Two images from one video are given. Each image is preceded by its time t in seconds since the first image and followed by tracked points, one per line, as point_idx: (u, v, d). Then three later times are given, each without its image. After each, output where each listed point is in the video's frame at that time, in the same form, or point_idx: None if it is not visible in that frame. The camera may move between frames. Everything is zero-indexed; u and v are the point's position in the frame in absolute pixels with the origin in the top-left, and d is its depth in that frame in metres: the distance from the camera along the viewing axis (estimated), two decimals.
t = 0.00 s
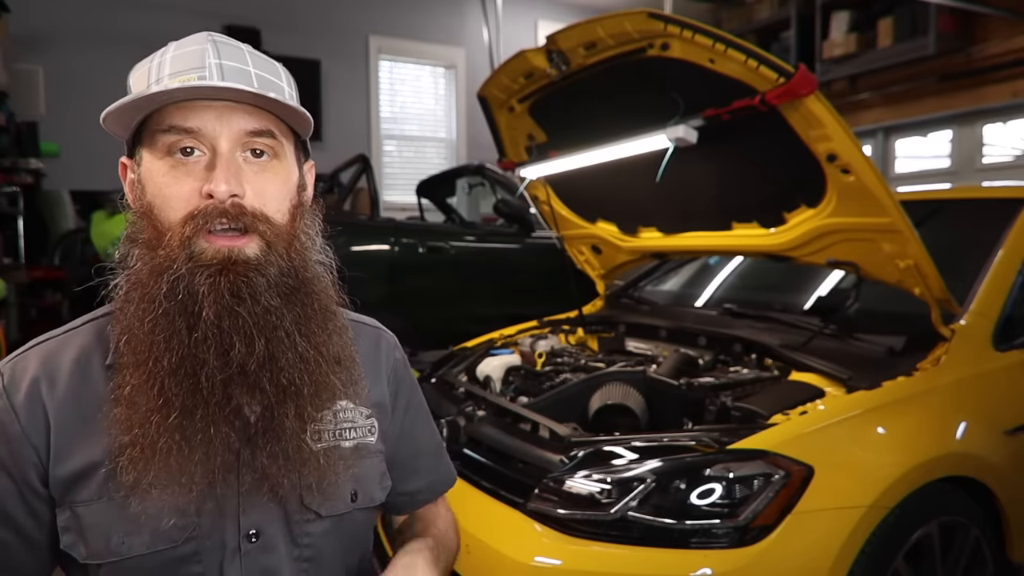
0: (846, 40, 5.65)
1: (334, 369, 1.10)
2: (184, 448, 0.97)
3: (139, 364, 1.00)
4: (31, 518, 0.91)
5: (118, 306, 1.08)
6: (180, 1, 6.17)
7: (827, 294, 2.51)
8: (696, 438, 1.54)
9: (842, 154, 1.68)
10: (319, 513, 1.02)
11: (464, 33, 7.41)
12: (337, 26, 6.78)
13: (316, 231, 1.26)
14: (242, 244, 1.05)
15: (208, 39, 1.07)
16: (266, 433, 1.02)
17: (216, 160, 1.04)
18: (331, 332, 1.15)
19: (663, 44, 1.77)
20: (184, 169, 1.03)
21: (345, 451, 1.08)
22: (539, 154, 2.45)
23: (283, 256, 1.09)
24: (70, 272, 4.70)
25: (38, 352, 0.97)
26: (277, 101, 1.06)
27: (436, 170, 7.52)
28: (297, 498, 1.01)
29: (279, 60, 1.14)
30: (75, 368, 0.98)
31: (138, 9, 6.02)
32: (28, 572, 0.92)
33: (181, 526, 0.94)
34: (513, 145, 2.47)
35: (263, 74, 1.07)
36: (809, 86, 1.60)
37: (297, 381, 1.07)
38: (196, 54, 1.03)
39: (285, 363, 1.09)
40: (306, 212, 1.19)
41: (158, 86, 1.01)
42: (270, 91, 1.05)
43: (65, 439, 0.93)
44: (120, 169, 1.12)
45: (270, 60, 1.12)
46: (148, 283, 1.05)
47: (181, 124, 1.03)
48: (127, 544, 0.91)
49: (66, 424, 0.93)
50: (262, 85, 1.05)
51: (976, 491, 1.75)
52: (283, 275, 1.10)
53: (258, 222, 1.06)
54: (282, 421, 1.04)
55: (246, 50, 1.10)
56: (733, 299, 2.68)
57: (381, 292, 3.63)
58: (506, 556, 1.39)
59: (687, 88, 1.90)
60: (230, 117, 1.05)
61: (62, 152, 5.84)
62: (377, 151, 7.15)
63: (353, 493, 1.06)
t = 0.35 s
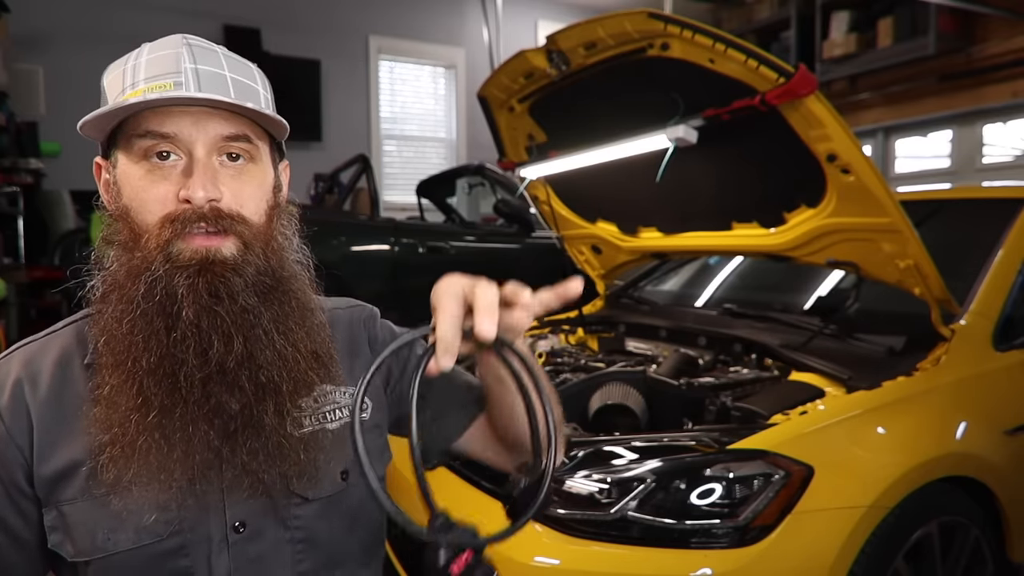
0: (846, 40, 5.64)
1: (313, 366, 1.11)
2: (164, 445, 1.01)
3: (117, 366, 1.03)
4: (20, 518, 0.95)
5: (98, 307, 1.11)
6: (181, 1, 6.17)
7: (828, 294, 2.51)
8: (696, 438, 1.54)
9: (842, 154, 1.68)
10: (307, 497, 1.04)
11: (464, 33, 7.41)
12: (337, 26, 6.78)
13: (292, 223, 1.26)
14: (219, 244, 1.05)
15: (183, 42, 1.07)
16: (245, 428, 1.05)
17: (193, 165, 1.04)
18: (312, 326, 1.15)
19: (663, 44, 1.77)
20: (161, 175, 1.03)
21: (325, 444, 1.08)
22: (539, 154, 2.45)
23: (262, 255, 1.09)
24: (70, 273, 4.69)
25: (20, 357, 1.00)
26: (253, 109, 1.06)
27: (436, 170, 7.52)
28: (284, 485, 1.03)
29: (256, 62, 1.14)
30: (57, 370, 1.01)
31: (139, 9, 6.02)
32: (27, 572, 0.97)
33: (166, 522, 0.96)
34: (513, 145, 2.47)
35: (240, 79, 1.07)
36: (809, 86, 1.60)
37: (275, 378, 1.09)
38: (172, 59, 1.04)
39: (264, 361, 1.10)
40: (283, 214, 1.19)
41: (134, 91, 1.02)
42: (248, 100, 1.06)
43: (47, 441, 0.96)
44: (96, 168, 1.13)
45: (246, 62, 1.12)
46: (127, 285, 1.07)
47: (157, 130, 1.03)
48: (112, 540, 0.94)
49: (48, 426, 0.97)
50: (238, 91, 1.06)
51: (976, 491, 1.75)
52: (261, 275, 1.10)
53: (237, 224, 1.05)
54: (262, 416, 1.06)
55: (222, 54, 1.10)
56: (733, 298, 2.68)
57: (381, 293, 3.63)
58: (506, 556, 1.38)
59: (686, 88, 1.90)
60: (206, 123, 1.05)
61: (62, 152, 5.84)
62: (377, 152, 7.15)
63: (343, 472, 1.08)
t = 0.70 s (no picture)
0: (846, 40, 5.64)
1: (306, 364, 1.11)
2: (150, 446, 1.01)
3: (109, 366, 1.04)
4: (18, 519, 0.95)
5: (92, 305, 1.11)
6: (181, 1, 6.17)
7: (827, 294, 2.51)
8: (696, 438, 1.54)
9: (842, 154, 1.68)
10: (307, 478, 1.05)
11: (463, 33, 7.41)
12: (337, 26, 6.78)
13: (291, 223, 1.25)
14: (214, 246, 1.05)
15: (189, 39, 1.06)
16: (233, 430, 1.05)
17: (193, 163, 1.04)
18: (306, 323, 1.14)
19: (663, 44, 1.76)
20: (161, 170, 1.04)
21: (321, 448, 1.07)
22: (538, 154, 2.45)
23: (257, 257, 1.09)
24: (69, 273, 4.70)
25: (15, 356, 1.00)
26: (257, 110, 1.05)
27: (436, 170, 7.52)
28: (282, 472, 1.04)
29: (261, 63, 1.13)
30: (51, 368, 1.02)
31: (140, 10, 6.03)
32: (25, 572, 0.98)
33: (163, 521, 0.97)
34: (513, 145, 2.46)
35: (244, 79, 1.06)
36: (809, 86, 1.60)
37: (267, 380, 1.09)
38: (176, 56, 1.03)
39: (256, 363, 1.10)
40: (281, 216, 1.18)
41: (137, 86, 1.01)
42: (251, 101, 1.05)
43: (42, 440, 0.96)
44: (94, 162, 1.13)
45: (250, 63, 1.11)
46: (120, 283, 1.08)
47: (159, 126, 1.03)
48: (109, 540, 0.95)
49: (43, 426, 0.97)
50: (242, 92, 1.05)
51: (976, 491, 1.75)
52: (256, 277, 1.09)
53: (232, 225, 1.05)
54: (252, 420, 1.06)
55: (227, 53, 1.09)
56: (733, 298, 2.68)
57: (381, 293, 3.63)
58: (506, 556, 1.38)
59: (687, 89, 1.90)
60: (208, 121, 1.04)
61: (62, 152, 5.84)
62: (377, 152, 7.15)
63: (343, 442, 1.10)
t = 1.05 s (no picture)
0: (846, 40, 5.64)
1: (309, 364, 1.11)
2: (150, 446, 1.01)
3: (111, 364, 1.04)
4: (18, 518, 0.95)
5: (94, 303, 1.11)
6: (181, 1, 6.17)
7: (827, 295, 2.51)
8: (696, 438, 1.54)
9: (842, 154, 1.68)
10: (305, 473, 1.05)
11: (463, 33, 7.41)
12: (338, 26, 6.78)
13: (297, 222, 1.24)
14: (218, 246, 1.06)
15: (203, 39, 1.06)
16: (235, 430, 1.06)
17: (203, 161, 1.04)
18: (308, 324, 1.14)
19: (663, 44, 1.77)
20: (168, 168, 1.04)
21: (322, 452, 1.07)
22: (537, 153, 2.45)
23: (262, 258, 1.09)
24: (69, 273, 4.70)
25: (17, 354, 1.00)
26: (269, 110, 1.05)
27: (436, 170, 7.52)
28: (283, 470, 1.04)
29: (272, 64, 1.14)
30: (53, 366, 1.02)
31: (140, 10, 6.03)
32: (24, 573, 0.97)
33: (164, 521, 0.98)
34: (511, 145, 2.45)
35: (256, 79, 1.06)
36: (809, 86, 1.60)
37: (269, 382, 1.09)
38: (190, 54, 1.02)
39: (258, 364, 1.09)
40: (288, 217, 1.18)
41: (149, 83, 1.01)
42: (263, 100, 1.05)
43: (44, 438, 0.97)
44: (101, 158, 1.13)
45: (262, 63, 1.11)
46: (124, 281, 1.08)
47: (169, 123, 1.03)
48: (110, 540, 0.95)
49: (45, 425, 0.97)
50: (255, 92, 1.05)
51: (976, 491, 1.76)
52: (260, 278, 1.09)
53: (238, 226, 1.05)
54: (253, 422, 1.06)
55: (239, 53, 1.09)
56: (733, 298, 2.68)
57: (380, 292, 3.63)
58: (506, 556, 1.38)
59: (687, 89, 1.90)
60: (219, 120, 1.04)
61: (62, 152, 5.84)
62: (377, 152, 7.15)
63: (341, 437, 1.09)
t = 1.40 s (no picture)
0: (846, 40, 5.64)
1: (311, 364, 1.11)
2: (150, 446, 1.01)
3: (113, 363, 1.04)
4: (19, 515, 0.95)
5: (96, 302, 1.11)
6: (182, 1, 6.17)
7: (827, 295, 2.51)
8: (696, 438, 1.54)
9: (842, 154, 1.68)
10: (305, 473, 1.05)
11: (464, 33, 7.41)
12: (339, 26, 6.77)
13: (301, 222, 1.24)
14: (221, 246, 1.06)
15: (206, 38, 1.06)
16: (236, 430, 1.06)
17: (205, 161, 1.04)
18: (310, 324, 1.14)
19: (663, 44, 1.76)
20: (171, 168, 1.04)
21: (323, 452, 1.07)
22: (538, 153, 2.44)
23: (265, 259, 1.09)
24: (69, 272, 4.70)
25: (19, 352, 1.00)
26: (271, 109, 1.05)
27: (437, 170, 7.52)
28: (283, 470, 1.04)
29: (275, 63, 1.13)
30: (55, 365, 1.02)
31: (141, 10, 6.03)
32: (24, 571, 0.97)
33: (164, 520, 0.97)
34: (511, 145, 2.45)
35: (258, 79, 1.06)
36: (809, 86, 1.60)
37: (271, 382, 1.09)
38: (192, 54, 1.02)
39: (259, 365, 1.10)
40: (292, 217, 1.18)
41: (151, 83, 1.01)
42: (265, 100, 1.05)
43: (46, 437, 0.96)
44: (104, 156, 1.13)
45: (265, 62, 1.11)
46: (126, 280, 1.08)
47: (172, 123, 1.03)
48: (110, 539, 0.95)
49: (46, 424, 0.97)
50: (257, 91, 1.04)
51: (976, 491, 1.76)
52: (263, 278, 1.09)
53: (240, 226, 1.05)
54: (255, 422, 1.06)
55: (243, 53, 1.09)
56: (733, 299, 2.68)
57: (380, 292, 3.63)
58: (506, 556, 1.38)
59: (687, 89, 1.90)
60: (222, 120, 1.04)
61: (62, 151, 5.85)
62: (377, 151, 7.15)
63: (342, 438, 1.09)
